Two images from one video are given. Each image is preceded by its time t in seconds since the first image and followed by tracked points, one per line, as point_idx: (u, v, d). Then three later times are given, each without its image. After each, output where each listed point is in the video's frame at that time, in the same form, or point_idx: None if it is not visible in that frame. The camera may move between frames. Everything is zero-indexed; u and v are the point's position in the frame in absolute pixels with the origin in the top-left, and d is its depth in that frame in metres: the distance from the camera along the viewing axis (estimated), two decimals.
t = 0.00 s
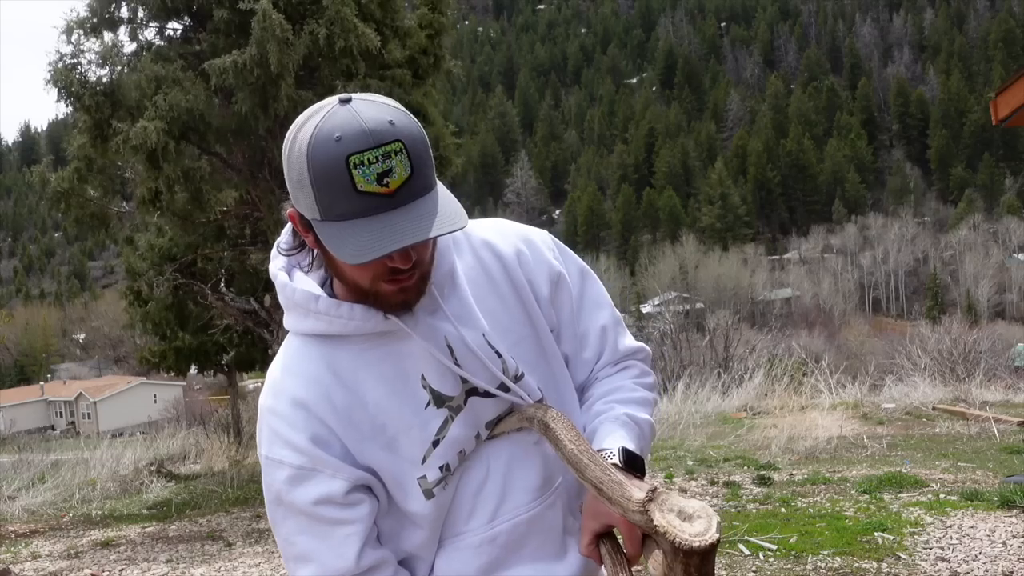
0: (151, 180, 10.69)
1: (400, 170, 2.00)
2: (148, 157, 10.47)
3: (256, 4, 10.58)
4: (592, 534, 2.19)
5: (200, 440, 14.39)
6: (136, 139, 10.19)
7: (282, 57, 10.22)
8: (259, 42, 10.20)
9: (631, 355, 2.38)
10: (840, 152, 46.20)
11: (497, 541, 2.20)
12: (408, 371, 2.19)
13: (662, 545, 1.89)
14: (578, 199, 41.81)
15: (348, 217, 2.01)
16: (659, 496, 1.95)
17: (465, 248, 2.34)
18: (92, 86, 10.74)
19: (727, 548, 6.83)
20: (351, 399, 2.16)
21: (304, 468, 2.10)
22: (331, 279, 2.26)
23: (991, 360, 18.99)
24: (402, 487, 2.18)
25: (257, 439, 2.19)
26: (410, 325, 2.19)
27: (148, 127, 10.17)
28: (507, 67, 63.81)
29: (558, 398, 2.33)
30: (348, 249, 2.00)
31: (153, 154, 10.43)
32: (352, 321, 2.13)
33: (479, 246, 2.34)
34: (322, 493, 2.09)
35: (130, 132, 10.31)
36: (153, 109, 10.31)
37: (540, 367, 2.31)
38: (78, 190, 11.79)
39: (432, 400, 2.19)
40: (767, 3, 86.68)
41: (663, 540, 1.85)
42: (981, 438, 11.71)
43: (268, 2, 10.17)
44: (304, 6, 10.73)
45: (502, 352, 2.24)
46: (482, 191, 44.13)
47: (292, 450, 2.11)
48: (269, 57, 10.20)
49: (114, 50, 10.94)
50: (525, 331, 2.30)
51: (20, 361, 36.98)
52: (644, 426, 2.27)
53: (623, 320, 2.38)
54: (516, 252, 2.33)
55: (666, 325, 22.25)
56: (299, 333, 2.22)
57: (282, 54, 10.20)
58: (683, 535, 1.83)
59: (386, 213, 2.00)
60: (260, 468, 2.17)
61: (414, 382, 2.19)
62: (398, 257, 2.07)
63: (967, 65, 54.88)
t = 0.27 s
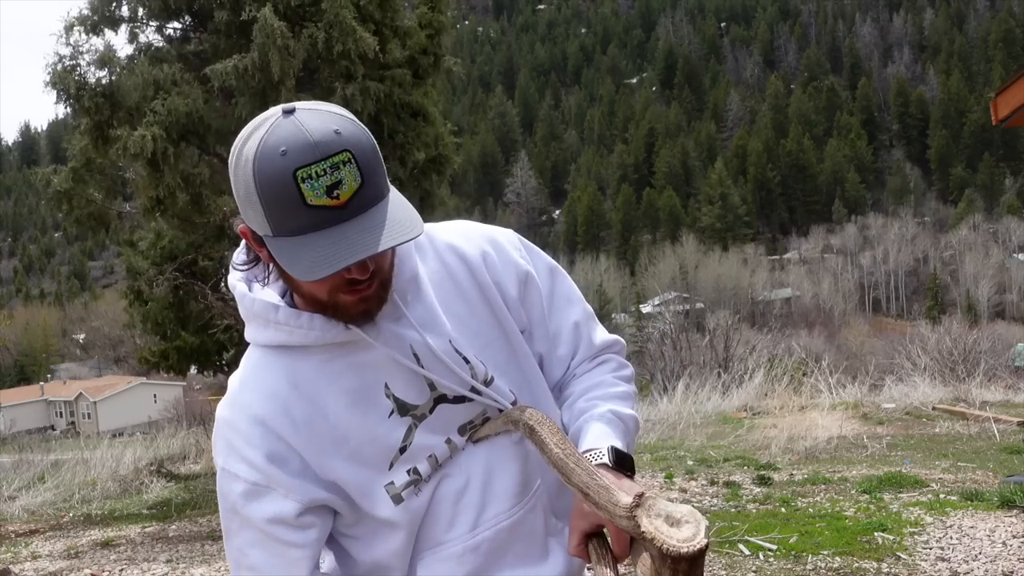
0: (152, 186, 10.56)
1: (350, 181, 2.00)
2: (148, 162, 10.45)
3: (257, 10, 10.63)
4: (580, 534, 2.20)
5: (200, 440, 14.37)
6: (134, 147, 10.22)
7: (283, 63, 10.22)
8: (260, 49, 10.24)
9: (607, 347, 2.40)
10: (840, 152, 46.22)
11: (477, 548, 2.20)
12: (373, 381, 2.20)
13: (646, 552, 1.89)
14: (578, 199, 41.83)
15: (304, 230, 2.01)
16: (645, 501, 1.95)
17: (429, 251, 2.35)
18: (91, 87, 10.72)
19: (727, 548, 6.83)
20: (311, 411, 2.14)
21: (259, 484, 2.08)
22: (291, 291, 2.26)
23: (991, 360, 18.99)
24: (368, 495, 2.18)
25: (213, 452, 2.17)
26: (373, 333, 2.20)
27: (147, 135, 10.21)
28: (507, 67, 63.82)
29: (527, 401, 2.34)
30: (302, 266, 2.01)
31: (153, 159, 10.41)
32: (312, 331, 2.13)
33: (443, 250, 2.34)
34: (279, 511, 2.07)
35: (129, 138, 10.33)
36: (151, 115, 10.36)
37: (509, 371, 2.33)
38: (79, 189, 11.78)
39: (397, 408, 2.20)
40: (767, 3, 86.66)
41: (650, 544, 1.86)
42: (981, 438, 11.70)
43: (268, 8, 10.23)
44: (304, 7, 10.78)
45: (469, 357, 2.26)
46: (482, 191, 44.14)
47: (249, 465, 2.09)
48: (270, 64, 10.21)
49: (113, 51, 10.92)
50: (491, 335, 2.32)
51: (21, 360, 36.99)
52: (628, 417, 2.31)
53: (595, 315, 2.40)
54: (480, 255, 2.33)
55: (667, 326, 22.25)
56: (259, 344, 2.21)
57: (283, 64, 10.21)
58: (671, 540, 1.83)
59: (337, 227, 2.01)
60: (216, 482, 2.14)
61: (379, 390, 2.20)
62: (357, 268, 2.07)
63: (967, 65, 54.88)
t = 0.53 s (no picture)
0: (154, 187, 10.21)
1: (312, 184, 1.93)
2: (150, 162, 10.22)
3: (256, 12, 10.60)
4: (574, 531, 2.18)
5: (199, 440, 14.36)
6: (138, 144, 10.02)
7: (282, 65, 10.21)
8: (260, 52, 10.21)
9: (587, 337, 2.35)
10: (840, 152, 46.21)
11: (460, 555, 2.15)
12: (347, 390, 2.14)
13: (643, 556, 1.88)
14: (578, 199, 41.84)
15: (269, 239, 1.95)
16: (640, 505, 1.94)
17: (400, 253, 2.29)
18: (92, 86, 10.71)
19: (727, 548, 6.82)
20: (285, 421, 2.09)
21: (238, 501, 2.03)
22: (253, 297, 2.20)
23: (991, 361, 18.98)
24: (350, 507, 2.12)
25: (187, 470, 2.11)
26: (343, 339, 2.14)
27: (150, 133, 10.06)
28: (507, 66, 63.85)
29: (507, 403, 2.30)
30: (270, 278, 1.94)
31: (155, 158, 10.20)
32: (283, 343, 2.07)
33: (414, 252, 2.28)
34: (261, 528, 2.02)
35: (131, 136, 10.19)
36: (154, 113, 10.30)
37: (486, 373, 2.28)
38: (80, 188, 11.76)
39: (373, 417, 2.15)
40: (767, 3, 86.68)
41: (648, 548, 1.85)
42: (981, 438, 11.70)
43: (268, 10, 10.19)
44: (305, 9, 10.71)
45: (446, 361, 2.21)
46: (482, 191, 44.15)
47: (226, 481, 2.03)
48: (269, 67, 10.21)
49: (114, 49, 10.90)
50: (467, 334, 2.26)
51: (21, 360, 36.98)
52: (620, 407, 2.26)
53: (572, 305, 2.35)
54: (453, 256, 2.27)
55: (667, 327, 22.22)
56: (227, 357, 2.15)
57: (282, 66, 10.21)
58: (669, 542, 1.82)
59: (301, 233, 1.95)
60: (193, 503, 2.08)
61: (354, 401, 2.14)
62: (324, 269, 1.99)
63: (967, 65, 54.88)
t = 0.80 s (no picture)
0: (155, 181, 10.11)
1: (311, 183, 1.92)
2: (152, 156, 10.17)
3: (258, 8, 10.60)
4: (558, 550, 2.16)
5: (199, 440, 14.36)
6: (140, 137, 9.98)
7: (281, 60, 10.22)
8: (262, 47, 10.20)
9: (585, 353, 2.38)
10: (840, 152, 46.20)
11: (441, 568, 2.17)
12: (336, 401, 2.13)
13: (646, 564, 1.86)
14: (578, 199, 41.85)
15: (266, 238, 1.93)
16: (642, 509, 1.93)
17: (396, 263, 2.27)
18: (95, 84, 10.78)
19: (727, 547, 6.82)
20: (272, 430, 2.07)
21: (217, 508, 2.00)
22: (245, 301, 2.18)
23: (991, 360, 18.97)
24: (330, 521, 2.12)
25: (165, 475, 2.08)
26: (333, 348, 2.12)
27: (153, 126, 10.03)
28: (507, 67, 63.87)
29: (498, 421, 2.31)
30: (276, 276, 1.92)
31: (157, 152, 10.16)
32: (274, 349, 2.07)
33: (413, 263, 2.27)
34: (237, 536, 2.00)
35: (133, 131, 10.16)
36: (156, 109, 10.28)
37: (477, 388, 2.27)
38: (80, 186, 11.74)
39: (361, 429, 2.13)
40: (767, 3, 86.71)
41: (648, 557, 1.84)
42: (981, 438, 11.70)
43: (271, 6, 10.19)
44: (306, 7, 10.71)
45: (439, 377, 2.20)
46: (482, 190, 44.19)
47: (203, 485, 2.01)
48: (270, 62, 10.19)
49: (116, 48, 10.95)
50: (461, 348, 2.25)
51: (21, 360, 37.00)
52: (641, 447, 2.29)
53: (570, 328, 2.36)
54: (454, 272, 2.25)
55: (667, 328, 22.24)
56: (213, 360, 2.13)
57: (282, 61, 10.23)
58: (669, 552, 1.82)
59: (300, 232, 1.93)
60: (167, 506, 2.05)
61: (340, 414, 2.12)
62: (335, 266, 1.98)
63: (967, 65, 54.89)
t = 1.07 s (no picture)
0: (157, 183, 10.43)
1: (351, 140, 1.88)
2: (155, 158, 10.42)
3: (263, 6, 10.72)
4: None
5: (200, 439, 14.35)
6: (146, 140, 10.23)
7: (290, 60, 10.36)
8: (268, 44, 10.38)
9: (595, 445, 2.24)
10: (840, 152, 46.20)
11: None
12: (360, 403, 2.03)
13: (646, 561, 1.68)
14: (578, 199, 41.87)
15: (304, 190, 1.86)
16: (645, 507, 1.78)
17: (447, 289, 2.22)
18: (99, 83, 10.77)
19: (726, 548, 6.82)
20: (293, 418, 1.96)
21: (225, 482, 1.85)
22: (289, 282, 2.11)
23: (990, 360, 18.98)
24: (330, 522, 1.97)
25: (173, 440, 1.94)
26: (370, 349, 2.04)
27: (159, 129, 10.24)
28: (507, 66, 63.91)
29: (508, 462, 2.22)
30: (299, 222, 1.84)
31: (161, 154, 10.39)
32: (306, 336, 2.00)
33: (461, 292, 2.22)
34: (236, 515, 1.84)
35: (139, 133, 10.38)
36: (162, 111, 10.44)
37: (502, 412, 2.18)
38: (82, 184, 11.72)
39: (383, 434, 2.02)
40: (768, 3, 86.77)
41: (650, 554, 1.68)
42: (981, 438, 11.70)
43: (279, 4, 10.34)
44: (308, 7, 10.92)
45: (471, 403, 2.11)
46: (482, 190, 44.24)
47: (214, 458, 1.87)
48: (277, 60, 10.37)
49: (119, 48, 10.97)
50: (501, 387, 2.19)
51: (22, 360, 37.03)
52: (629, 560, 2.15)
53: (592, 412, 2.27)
54: (500, 310, 2.21)
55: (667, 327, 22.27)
56: (250, 334, 2.05)
57: (290, 59, 10.35)
58: (672, 545, 1.65)
59: (332, 186, 1.86)
60: (169, 471, 1.90)
61: (363, 415, 2.02)
62: (360, 211, 1.86)
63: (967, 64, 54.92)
